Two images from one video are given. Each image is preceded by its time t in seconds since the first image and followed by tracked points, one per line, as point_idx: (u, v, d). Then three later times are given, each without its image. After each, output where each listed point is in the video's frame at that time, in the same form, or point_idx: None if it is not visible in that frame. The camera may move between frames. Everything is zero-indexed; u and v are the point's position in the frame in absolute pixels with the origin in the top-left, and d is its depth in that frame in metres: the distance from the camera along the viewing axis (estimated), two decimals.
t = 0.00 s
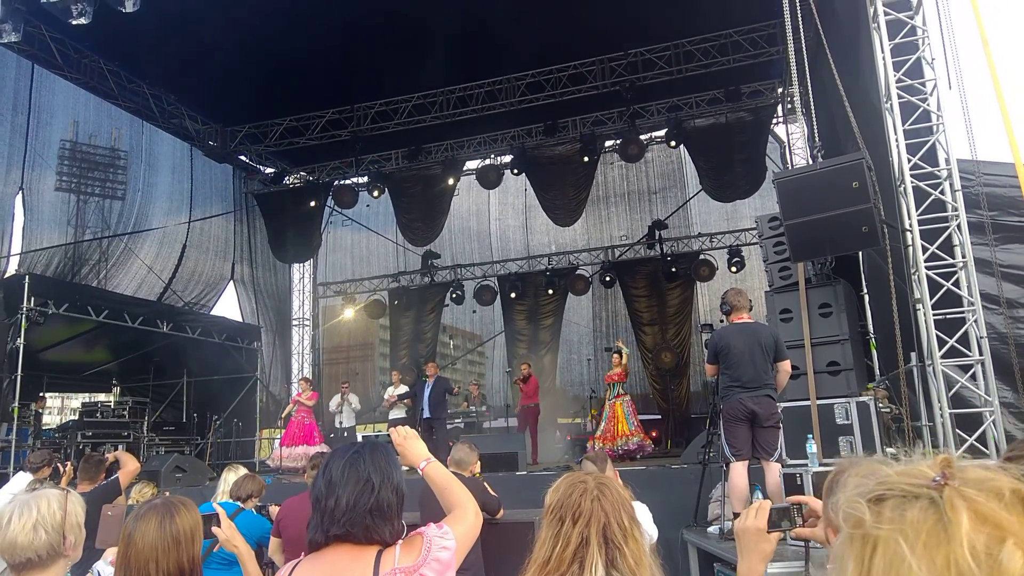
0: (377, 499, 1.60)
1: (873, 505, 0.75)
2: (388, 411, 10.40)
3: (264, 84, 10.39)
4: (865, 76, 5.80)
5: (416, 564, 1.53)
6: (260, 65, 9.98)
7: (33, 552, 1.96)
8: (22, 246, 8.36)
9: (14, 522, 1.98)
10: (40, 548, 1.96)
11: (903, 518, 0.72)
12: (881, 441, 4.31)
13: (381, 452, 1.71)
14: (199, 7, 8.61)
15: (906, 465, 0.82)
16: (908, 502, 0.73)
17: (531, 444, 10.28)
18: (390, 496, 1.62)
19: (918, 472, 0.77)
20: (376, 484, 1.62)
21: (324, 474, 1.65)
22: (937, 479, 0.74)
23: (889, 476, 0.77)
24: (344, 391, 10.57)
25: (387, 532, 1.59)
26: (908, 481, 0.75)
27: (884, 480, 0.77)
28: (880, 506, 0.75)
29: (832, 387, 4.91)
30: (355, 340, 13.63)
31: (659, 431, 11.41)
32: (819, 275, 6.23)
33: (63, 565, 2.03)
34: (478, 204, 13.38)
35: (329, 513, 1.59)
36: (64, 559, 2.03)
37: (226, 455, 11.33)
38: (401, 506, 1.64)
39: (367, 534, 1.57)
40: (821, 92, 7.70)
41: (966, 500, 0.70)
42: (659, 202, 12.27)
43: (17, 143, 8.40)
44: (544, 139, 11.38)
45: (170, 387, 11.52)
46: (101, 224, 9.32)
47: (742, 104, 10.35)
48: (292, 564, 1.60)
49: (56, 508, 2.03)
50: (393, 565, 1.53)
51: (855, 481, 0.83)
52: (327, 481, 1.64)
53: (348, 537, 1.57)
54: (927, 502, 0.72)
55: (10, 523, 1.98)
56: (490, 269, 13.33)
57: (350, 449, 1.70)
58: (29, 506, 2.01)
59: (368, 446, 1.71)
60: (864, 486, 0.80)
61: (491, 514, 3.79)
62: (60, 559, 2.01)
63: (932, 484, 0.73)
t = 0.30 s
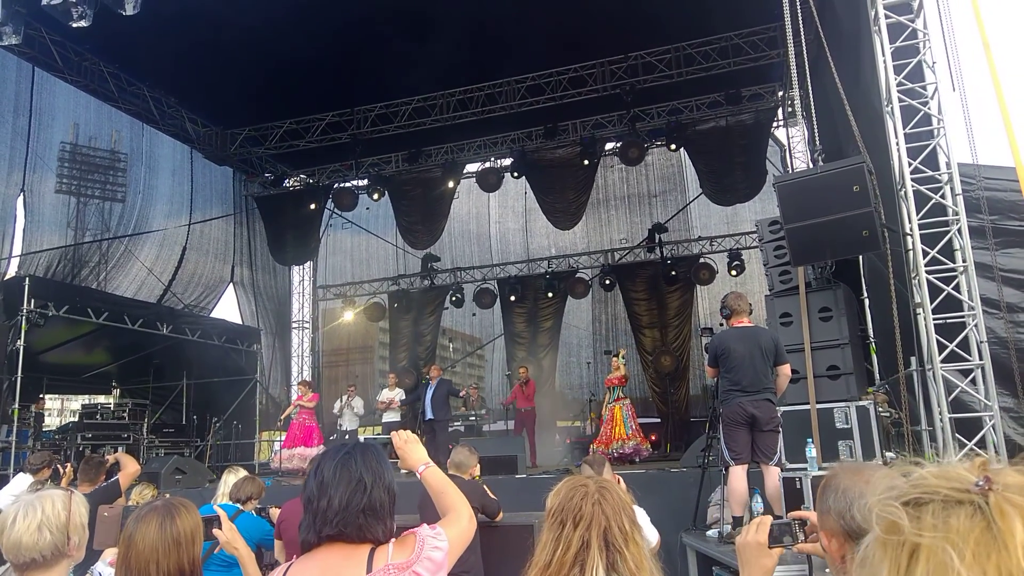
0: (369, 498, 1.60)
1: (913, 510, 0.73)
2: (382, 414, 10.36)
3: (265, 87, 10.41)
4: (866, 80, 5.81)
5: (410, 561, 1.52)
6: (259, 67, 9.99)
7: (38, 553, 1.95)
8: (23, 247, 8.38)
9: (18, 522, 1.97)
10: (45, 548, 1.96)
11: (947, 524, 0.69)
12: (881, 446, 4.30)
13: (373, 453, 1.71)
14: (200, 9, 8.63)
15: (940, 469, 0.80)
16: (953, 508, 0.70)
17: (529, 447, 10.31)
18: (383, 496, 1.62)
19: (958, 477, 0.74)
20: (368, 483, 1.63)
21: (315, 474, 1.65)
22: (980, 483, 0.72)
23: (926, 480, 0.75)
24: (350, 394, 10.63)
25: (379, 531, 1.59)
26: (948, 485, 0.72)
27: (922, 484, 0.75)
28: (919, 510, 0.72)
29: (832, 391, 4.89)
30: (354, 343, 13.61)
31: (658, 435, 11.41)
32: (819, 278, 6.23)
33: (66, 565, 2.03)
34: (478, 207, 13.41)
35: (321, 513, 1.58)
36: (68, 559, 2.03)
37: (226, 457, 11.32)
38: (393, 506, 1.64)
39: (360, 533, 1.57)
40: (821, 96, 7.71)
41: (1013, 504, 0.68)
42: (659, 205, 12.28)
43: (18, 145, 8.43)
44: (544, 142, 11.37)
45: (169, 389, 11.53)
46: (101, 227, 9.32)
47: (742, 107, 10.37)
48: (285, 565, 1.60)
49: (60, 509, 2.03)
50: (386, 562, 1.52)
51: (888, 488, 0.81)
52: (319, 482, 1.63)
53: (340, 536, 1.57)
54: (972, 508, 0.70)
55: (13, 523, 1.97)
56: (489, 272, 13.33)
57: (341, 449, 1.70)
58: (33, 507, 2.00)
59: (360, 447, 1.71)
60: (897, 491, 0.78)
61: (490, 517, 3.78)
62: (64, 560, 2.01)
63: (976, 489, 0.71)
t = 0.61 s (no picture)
0: (359, 504, 1.59)
1: (893, 502, 0.70)
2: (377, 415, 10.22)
3: (266, 87, 10.40)
4: (868, 84, 5.81)
5: (404, 563, 1.55)
6: (259, 67, 9.98)
7: (37, 552, 1.94)
8: (22, 246, 8.40)
9: (17, 521, 1.96)
10: (44, 548, 1.95)
11: (930, 518, 0.67)
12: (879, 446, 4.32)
13: (365, 458, 1.70)
14: (201, 9, 8.63)
15: (926, 461, 0.77)
16: (936, 501, 0.67)
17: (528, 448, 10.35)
18: (373, 501, 1.61)
19: (943, 468, 0.71)
20: (359, 489, 1.61)
21: (306, 479, 1.63)
22: (964, 475, 0.69)
23: (910, 473, 0.73)
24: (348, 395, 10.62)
25: (369, 535, 1.58)
26: (932, 477, 0.70)
27: (906, 477, 0.72)
28: (903, 504, 0.69)
29: (832, 394, 4.89)
30: (354, 344, 13.61)
31: (657, 438, 11.41)
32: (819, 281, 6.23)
33: (65, 565, 2.02)
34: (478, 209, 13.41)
35: (312, 517, 1.57)
36: (67, 559, 2.02)
37: (225, 458, 11.30)
38: (384, 511, 1.63)
39: (350, 539, 1.56)
40: (822, 99, 7.71)
41: (1001, 498, 0.65)
42: (659, 207, 12.27)
43: (18, 144, 8.43)
44: (544, 144, 11.37)
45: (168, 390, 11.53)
46: (99, 226, 9.32)
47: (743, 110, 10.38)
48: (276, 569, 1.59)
49: (59, 508, 2.02)
50: (380, 564, 1.54)
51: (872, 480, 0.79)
52: (309, 486, 1.62)
53: (330, 540, 1.56)
54: (957, 501, 0.67)
55: (12, 522, 1.96)
56: (489, 274, 13.33)
57: (333, 453, 1.69)
58: (32, 506, 2.00)
59: (353, 451, 1.70)
60: (881, 484, 0.75)
61: (490, 519, 3.77)
62: (63, 559, 2.00)
63: (961, 482, 0.68)
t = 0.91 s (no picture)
0: (359, 504, 1.58)
1: (843, 500, 0.75)
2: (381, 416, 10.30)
3: (265, 87, 10.40)
4: (869, 80, 5.80)
5: (403, 562, 1.54)
6: (259, 68, 9.97)
7: (39, 552, 1.94)
8: (24, 248, 8.42)
9: (18, 521, 1.96)
10: (46, 547, 1.94)
11: (876, 515, 0.71)
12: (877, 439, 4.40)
13: (367, 457, 1.68)
14: (201, 10, 8.62)
15: (875, 457, 0.81)
16: (883, 498, 0.72)
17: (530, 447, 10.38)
18: (374, 502, 1.59)
19: (889, 465, 0.76)
20: (359, 489, 1.60)
21: (308, 477, 1.63)
22: (909, 472, 0.73)
23: (858, 470, 0.76)
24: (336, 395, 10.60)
25: (369, 536, 1.57)
26: (879, 474, 0.74)
27: (854, 474, 0.76)
28: (850, 501, 0.74)
29: (833, 392, 4.88)
30: (353, 344, 13.59)
31: (658, 436, 11.43)
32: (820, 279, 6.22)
33: (68, 565, 2.02)
34: (477, 208, 13.41)
35: (312, 516, 1.57)
36: (69, 559, 2.02)
37: (226, 459, 11.30)
38: (385, 511, 1.61)
39: (349, 539, 1.55)
40: (823, 96, 7.69)
41: (944, 495, 0.70)
42: (659, 206, 12.27)
43: (20, 147, 8.47)
44: (543, 143, 11.36)
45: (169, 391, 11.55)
46: (101, 228, 9.31)
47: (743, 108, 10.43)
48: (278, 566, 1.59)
49: (62, 508, 2.01)
50: (379, 563, 1.54)
51: (821, 475, 0.82)
52: (311, 484, 1.62)
53: (330, 540, 1.55)
54: (901, 497, 0.71)
55: (14, 522, 1.96)
56: (489, 273, 13.33)
57: (336, 452, 1.68)
58: (35, 506, 1.99)
59: (355, 450, 1.68)
60: (830, 480, 0.79)
61: (492, 517, 3.76)
62: (65, 559, 2.00)
63: (906, 478, 0.73)
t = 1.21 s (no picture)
0: (367, 504, 1.60)
1: (805, 501, 0.78)
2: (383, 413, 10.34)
3: (268, 85, 10.41)
4: (870, 86, 5.81)
5: (408, 563, 1.55)
6: (263, 66, 9.99)
7: (35, 545, 1.95)
8: (24, 241, 8.42)
9: (17, 514, 1.98)
10: (42, 541, 1.96)
11: (830, 516, 0.73)
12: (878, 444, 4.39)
13: (374, 457, 1.71)
14: (205, 7, 8.65)
15: (843, 462, 0.83)
16: (837, 500, 0.74)
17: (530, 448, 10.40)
18: (381, 501, 1.62)
19: (849, 470, 0.78)
20: (367, 489, 1.62)
21: (316, 477, 1.66)
22: (867, 476, 0.75)
23: (822, 474, 0.79)
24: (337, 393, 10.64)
25: (377, 536, 1.59)
26: (838, 478, 0.76)
27: (818, 477, 0.79)
28: (810, 503, 0.77)
29: (832, 397, 4.90)
30: (354, 342, 13.61)
31: (656, 438, 11.46)
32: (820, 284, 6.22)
33: (64, 559, 2.03)
34: (479, 208, 13.43)
35: (321, 516, 1.60)
36: (66, 553, 2.03)
37: (224, 454, 11.33)
38: (392, 511, 1.64)
39: (357, 538, 1.58)
40: (825, 101, 7.71)
41: (895, 498, 0.71)
42: (660, 208, 12.28)
43: (23, 140, 8.49)
44: (546, 144, 11.39)
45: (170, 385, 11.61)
46: (102, 222, 9.35)
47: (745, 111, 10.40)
48: (286, 566, 1.62)
49: (60, 502, 2.04)
50: (384, 564, 1.54)
51: (795, 477, 0.86)
52: (319, 484, 1.64)
53: (338, 540, 1.58)
54: (855, 499, 0.73)
55: (13, 514, 1.98)
56: (489, 273, 13.35)
57: (343, 452, 1.71)
58: (34, 500, 2.02)
59: (362, 451, 1.71)
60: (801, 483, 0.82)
61: (489, 518, 3.78)
62: (61, 554, 2.01)
63: (861, 482, 0.74)
